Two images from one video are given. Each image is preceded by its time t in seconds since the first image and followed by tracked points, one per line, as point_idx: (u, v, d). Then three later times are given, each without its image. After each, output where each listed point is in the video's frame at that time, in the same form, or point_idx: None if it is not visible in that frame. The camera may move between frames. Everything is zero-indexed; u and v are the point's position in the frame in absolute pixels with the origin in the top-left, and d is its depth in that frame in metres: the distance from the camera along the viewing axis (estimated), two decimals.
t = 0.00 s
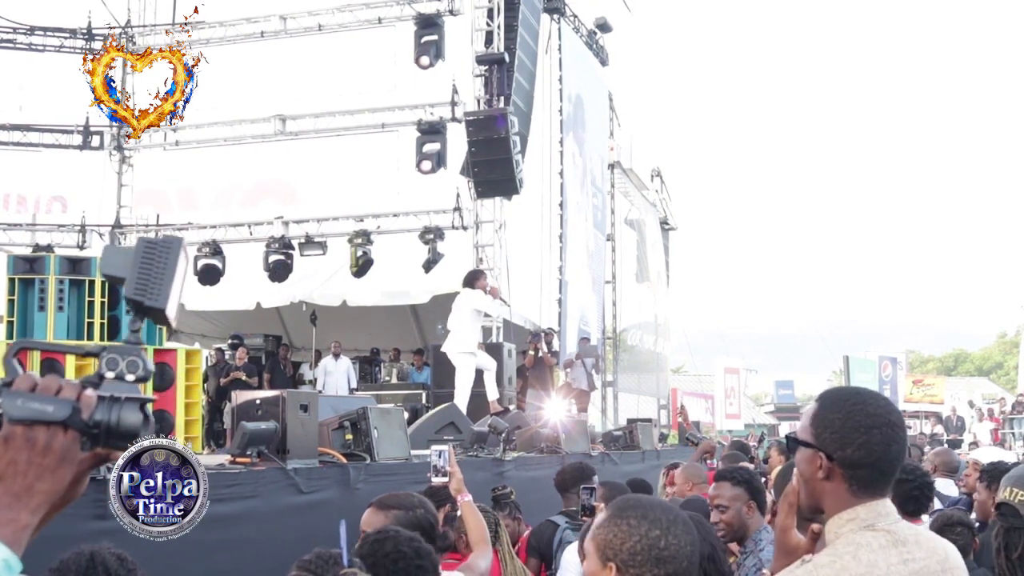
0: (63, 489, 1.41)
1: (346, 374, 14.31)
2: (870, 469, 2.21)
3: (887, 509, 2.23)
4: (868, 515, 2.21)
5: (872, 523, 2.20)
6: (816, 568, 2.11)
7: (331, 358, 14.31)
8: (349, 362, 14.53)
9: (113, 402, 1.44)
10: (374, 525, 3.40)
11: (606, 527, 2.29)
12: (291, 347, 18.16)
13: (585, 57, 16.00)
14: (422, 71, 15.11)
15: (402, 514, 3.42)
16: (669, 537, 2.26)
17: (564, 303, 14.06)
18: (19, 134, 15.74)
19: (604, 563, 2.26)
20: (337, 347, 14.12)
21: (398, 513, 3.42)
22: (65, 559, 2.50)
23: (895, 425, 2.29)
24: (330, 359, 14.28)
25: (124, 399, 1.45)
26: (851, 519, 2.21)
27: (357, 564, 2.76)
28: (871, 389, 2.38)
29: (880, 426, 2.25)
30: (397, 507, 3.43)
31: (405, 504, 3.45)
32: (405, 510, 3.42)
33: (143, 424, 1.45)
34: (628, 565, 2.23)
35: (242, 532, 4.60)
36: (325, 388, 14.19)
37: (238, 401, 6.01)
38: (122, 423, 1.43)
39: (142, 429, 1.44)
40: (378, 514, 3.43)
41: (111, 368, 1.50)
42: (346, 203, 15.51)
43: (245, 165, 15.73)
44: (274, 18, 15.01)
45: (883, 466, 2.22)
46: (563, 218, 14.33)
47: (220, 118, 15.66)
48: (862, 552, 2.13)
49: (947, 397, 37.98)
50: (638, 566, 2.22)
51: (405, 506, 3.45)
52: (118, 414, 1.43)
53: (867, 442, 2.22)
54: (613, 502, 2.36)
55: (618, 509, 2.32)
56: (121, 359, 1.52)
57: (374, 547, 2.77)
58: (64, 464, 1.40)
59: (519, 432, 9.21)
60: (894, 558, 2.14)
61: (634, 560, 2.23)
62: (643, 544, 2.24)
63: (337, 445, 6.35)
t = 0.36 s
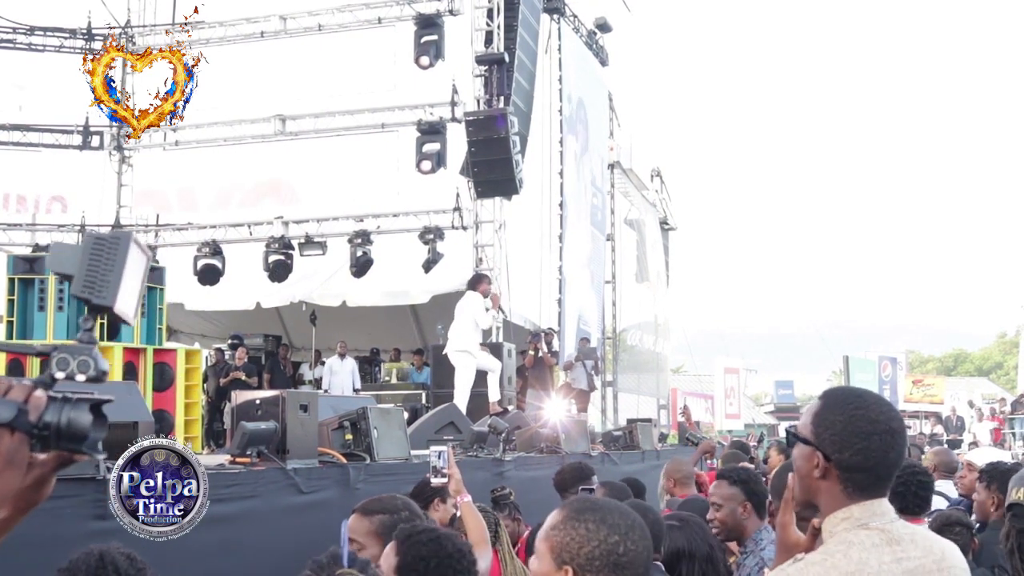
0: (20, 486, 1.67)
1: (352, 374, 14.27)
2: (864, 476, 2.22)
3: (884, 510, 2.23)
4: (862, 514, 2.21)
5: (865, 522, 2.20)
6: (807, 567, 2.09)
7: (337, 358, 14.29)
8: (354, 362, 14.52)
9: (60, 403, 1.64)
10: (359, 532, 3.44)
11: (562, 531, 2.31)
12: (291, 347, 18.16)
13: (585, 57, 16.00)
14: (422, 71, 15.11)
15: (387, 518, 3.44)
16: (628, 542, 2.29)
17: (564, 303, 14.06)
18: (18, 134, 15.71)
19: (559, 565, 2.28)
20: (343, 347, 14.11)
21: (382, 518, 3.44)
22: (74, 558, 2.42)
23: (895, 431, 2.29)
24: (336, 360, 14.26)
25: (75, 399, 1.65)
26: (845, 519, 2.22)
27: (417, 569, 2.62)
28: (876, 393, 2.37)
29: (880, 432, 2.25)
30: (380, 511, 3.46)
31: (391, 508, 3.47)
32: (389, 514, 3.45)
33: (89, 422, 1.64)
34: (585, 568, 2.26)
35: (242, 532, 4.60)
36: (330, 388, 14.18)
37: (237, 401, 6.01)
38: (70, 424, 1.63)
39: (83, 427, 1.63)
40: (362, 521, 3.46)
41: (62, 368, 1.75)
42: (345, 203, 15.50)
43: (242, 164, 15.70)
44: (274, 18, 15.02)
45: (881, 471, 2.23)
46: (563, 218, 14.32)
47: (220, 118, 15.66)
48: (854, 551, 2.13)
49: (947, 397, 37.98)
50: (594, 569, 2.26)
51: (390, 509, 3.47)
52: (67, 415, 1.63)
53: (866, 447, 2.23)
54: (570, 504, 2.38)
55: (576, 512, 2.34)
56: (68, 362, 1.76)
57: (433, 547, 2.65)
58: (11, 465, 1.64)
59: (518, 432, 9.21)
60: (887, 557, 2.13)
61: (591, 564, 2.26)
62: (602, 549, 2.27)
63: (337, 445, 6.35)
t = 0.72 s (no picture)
0: None
1: (360, 375, 14.28)
2: (859, 477, 2.21)
3: (888, 509, 2.23)
4: (869, 514, 2.21)
5: (872, 523, 2.20)
6: (821, 568, 2.10)
7: (347, 358, 14.32)
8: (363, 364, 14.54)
9: (23, 405, 1.84)
10: (365, 535, 3.43)
11: (588, 528, 2.30)
12: (292, 348, 18.17)
13: (585, 57, 16.01)
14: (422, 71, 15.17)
15: (390, 519, 3.43)
16: (653, 543, 2.30)
17: (564, 303, 14.06)
18: (18, 134, 15.69)
19: (583, 563, 2.26)
20: (351, 347, 14.13)
21: (386, 520, 3.43)
22: (83, 558, 2.39)
23: (894, 431, 2.26)
24: (344, 360, 14.28)
25: (33, 402, 1.84)
26: (852, 519, 2.22)
27: (414, 568, 2.59)
28: (879, 394, 2.34)
29: (878, 434, 2.23)
30: (383, 514, 3.45)
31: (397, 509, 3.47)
32: (392, 516, 3.44)
33: (43, 423, 1.83)
34: (610, 566, 2.25)
35: (242, 532, 4.60)
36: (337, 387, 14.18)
37: (237, 401, 6.00)
38: (28, 426, 1.82)
39: (42, 428, 1.83)
40: (366, 523, 3.44)
41: (22, 369, 1.93)
42: (346, 203, 15.51)
43: (243, 164, 15.71)
44: (274, 18, 15.03)
45: (879, 473, 2.21)
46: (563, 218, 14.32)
47: (220, 118, 15.66)
48: (866, 551, 2.12)
49: (946, 397, 38.01)
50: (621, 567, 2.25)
51: (392, 510, 3.47)
52: (23, 417, 1.83)
53: (862, 449, 2.21)
54: (596, 502, 2.37)
55: (603, 510, 2.34)
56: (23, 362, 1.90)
57: (432, 547, 2.62)
58: None
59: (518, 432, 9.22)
60: (897, 557, 2.13)
61: (616, 563, 2.25)
62: (629, 550, 2.26)
63: (336, 445, 6.34)
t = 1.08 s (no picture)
0: None
1: (363, 375, 14.27)
2: (858, 474, 2.21)
3: (888, 510, 2.23)
4: (868, 515, 2.21)
5: (871, 522, 2.20)
6: (816, 568, 2.10)
7: (349, 358, 14.29)
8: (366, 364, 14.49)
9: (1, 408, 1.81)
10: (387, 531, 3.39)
11: (660, 524, 2.22)
12: (292, 348, 18.17)
13: (585, 57, 16.01)
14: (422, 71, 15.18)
15: (413, 516, 3.41)
16: (723, 543, 2.20)
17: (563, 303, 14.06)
18: (18, 134, 15.73)
19: (653, 558, 2.20)
20: (355, 348, 14.12)
21: (409, 517, 3.41)
22: (87, 559, 2.38)
23: (893, 428, 2.26)
24: (348, 360, 14.28)
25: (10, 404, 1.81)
26: (851, 519, 2.21)
27: None
28: (877, 394, 2.34)
29: (875, 433, 2.23)
30: (406, 511, 3.43)
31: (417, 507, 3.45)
32: (415, 513, 3.42)
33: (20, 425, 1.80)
34: (678, 563, 2.18)
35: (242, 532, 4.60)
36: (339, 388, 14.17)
37: (237, 401, 6.00)
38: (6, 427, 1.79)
39: (19, 430, 1.80)
40: (389, 520, 3.43)
41: None
42: (346, 203, 15.49)
43: (243, 164, 15.71)
44: (274, 18, 15.03)
45: (875, 472, 2.21)
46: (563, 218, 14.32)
47: (220, 118, 15.66)
48: (862, 552, 2.12)
49: (947, 396, 37.99)
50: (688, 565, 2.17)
51: (415, 508, 3.44)
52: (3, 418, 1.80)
53: (859, 447, 2.22)
54: (670, 496, 2.28)
55: (675, 506, 2.24)
56: None
57: (403, 559, 2.29)
58: None
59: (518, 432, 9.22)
60: (894, 558, 2.13)
61: (684, 561, 2.18)
62: (697, 548, 2.18)
63: (336, 445, 6.34)
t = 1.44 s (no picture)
0: None
1: (362, 374, 14.27)
2: (854, 473, 2.21)
3: (883, 509, 2.23)
4: (864, 513, 2.21)
5: (867, 521, 2.20)
6: (810, 566, 2.12)
7: (348, 358, 14.32)
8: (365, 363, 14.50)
9: (7, 416, 1.85)
10: (404, 528, 3.35)
11: (708, 526, 2.12)
12: (291, 348, 18.17)
13: (585, 57, 16.02)
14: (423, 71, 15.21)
15: (431, 513, 3.39)
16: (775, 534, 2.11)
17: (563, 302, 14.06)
18: (19, 134, 15.74)
19: (706, 560, 2.09)
20: (353, 348, 14.11)
21: (426, 514, 3.39)
22: (88, 560, 2.37)
23: (888, 426, 2.25)
24: (346, 360, 14.27)
25: (18, 413, 1.86)
26: (847, 518, 2.21)
27: None
28: (873, 393, 2.34)
29: (870, 432, 2.23)
30: (423, 507, 3.41)
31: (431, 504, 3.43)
32: (432, 510, 3.40)
33: (27, 433, 1.85)
34: (732, 560, 2.07)
35: (242, 532, 4.60)
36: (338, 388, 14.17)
37: (237, 401, 6.00)
38: (13, 435, 1.84)
39: (27, 438, 1.85)
40: (406, 516, 3.37)
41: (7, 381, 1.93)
42: (346, 203, 15.48)
43: (243, 163, 15.71)
44: (275, 18, 15.03)
45: (871, 471, 2.21)
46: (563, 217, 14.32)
47: (220, 118, 15.67)
48: (857, 551, 2.12)
49: (947, 396, 37.98)
50: (744, 562, 2.07)
51: (433, 507, 3.42)
52: (9, 425, 1.84)
53: (854, 446, 2.21)
54: (713, 498, 2.18)
55: (721, 507, 2.15)
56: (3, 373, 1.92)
57: (382, 558, 2.29)
58: None
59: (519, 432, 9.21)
60: (889, 556, 2.13)
61: (739, 556, 2.08)
62: (751, 543, 2.08)
63: (337, 445, 6.34)
